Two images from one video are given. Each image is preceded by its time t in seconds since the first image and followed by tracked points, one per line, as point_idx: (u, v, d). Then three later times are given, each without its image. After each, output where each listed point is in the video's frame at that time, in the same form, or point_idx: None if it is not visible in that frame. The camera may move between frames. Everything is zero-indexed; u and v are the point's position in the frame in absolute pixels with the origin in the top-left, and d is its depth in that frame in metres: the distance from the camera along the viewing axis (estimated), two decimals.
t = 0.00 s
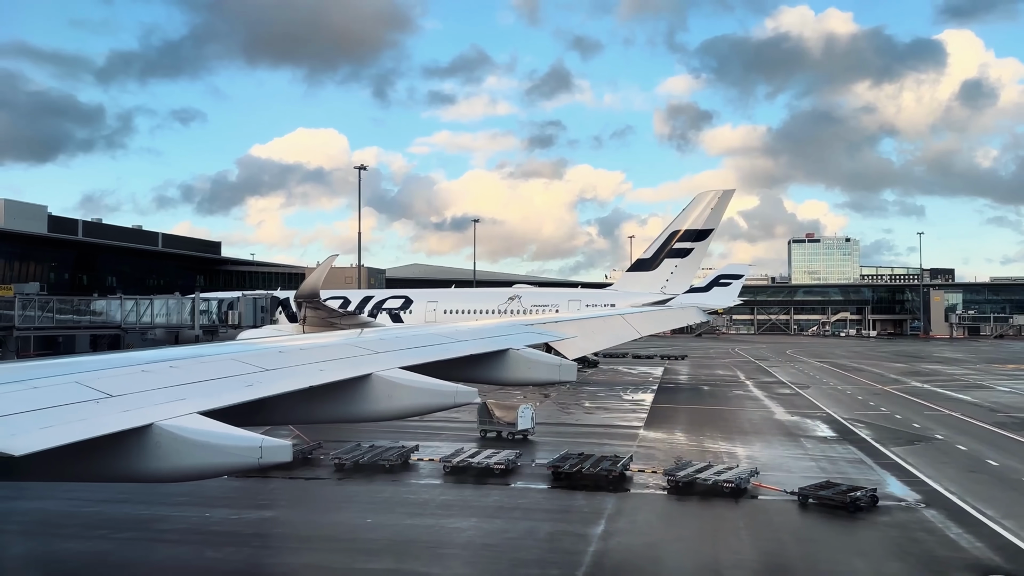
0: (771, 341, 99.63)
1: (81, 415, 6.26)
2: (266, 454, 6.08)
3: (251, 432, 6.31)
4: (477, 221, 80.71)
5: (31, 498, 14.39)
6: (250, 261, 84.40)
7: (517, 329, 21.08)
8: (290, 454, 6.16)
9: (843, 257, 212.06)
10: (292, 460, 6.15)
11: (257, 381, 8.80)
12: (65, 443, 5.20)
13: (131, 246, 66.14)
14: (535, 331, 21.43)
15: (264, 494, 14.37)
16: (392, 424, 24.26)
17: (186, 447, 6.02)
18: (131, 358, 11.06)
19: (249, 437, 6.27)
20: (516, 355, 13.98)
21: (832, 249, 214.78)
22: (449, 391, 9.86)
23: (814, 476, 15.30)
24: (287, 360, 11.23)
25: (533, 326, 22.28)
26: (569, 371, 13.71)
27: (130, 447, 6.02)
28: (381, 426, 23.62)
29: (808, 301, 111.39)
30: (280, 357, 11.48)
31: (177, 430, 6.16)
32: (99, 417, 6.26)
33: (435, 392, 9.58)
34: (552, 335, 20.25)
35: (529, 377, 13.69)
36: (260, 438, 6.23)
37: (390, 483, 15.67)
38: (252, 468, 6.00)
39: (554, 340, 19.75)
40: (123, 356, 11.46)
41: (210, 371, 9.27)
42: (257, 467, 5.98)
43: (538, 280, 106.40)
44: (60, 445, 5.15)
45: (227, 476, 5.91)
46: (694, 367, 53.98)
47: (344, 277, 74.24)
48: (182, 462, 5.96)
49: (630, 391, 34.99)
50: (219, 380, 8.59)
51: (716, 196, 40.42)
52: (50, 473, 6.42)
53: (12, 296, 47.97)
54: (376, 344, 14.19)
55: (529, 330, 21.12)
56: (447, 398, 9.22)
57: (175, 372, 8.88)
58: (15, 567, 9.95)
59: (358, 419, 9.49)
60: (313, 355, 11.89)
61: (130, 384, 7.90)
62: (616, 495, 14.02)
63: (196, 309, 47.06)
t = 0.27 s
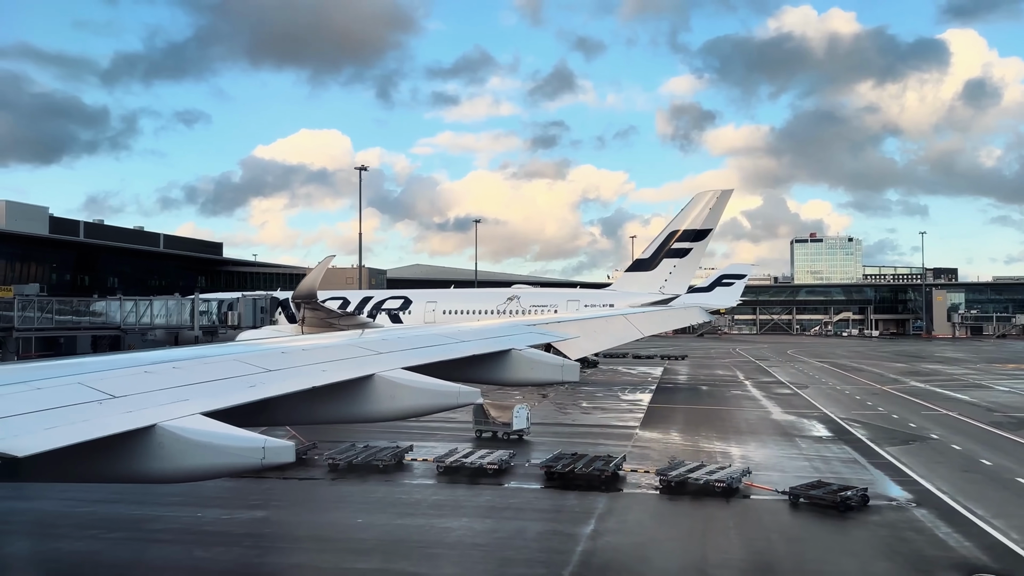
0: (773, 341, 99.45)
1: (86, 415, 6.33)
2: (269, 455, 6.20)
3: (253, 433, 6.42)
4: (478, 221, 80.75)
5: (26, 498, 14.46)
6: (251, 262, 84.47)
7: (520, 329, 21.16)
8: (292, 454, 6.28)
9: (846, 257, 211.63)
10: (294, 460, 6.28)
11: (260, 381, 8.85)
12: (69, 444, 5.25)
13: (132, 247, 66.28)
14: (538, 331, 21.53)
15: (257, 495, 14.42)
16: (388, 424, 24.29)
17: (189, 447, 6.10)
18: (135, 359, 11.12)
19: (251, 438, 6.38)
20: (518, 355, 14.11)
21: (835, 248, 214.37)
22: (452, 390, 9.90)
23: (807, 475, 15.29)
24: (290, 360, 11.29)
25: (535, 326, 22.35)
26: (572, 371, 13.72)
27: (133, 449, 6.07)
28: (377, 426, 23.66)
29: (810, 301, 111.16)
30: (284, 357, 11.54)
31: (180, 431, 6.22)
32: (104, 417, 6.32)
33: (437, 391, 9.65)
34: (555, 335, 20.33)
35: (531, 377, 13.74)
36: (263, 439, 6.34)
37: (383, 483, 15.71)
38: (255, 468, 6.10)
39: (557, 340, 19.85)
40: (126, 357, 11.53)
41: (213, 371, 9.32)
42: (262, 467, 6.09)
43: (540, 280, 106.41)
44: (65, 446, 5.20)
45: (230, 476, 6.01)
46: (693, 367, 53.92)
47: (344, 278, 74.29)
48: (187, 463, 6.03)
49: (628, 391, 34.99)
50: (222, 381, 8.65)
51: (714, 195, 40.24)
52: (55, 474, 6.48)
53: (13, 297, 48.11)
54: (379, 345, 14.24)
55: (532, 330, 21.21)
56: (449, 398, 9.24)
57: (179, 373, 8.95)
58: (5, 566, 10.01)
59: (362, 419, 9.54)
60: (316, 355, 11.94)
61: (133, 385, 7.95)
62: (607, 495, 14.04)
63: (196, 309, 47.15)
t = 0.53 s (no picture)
0: (774, 341, 99.33)
1: (89, 416, 6.35)
2: (272, 455, 6.23)
3: (255, 432, 6.43)
4: (478, 221, 80.75)
5: (20, 498, 14.52)
6: (252, 262, 84.53)
7: (522, 329, 21.14)
8: (295, 453, 6.31)
9: (848, 256, 211.29)
10: (296, 459, 6.32)
11: (263, 381, 8.89)
12: (75, 444, 5.28)
13: (133, 247, 66.40)
14: (539, 330, 21.48)
15: (250, 494, 14.46)
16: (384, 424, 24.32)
17: (192, 448, 6.12)
18: (137, 359, 11.17)
19: (254, 437, 6.40)
20: (520, 354, 14.15)
21: (837, 248, 214.03)
22: (454, 391, 9.98)
23: (799, 475, 15.30)
24: (292, 360, 11.32)
25: (537, 326, 22.36)
26: (574, 370, 13.76)
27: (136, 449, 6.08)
28: (373, 426, 23.70)
29: (812, 300, 110.97)
30: (286, 357, 11.58)
31: (183, 431, 6.23)
32: (107, 417, 6.35)
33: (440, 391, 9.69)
34: (557, 335, 20.30)
35: (534, 377, 13.78)
36: (265, 438, 6.35)
37: (376, 482, 15.75)
38: (259, 468, 6.12)
39: (559, 339, 19.80)
40: (129, 357, 11.56)
41: (215, 371, 9.34)
42: (264, 467, 6.12)
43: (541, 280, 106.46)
44: (71, 445, 5.22)
45: (234, 476, 6.03)
46: (693, 366, 53.89)
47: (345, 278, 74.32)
48: (190, 463, 6.06)
49: (626, 391, 35.01)
50: (225, 381, 8.69)
51: (712, 195, 40.04)
52: (59, 474, 6.50)
53: (14, 298, 48.22)
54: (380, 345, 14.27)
55: (534, 330, 21.18)
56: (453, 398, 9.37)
57: (181, 373, 8.98)
58: None
59: (364, 419, 9.58)
60: (319, 355, 11.97)
61: (136, 385, 7.98)
62: (599, 494, 14.07)
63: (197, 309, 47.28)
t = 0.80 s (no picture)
0: (775, 340, 99.26)
1: (90, 415, 6.37)
2: (274, 454, 6.17)
3: (260, 432, 6.40)
4: (479, 220, 80.76)
5: (13, 498, 14.59)
6: (252, 262, 84.62)
7: (523, 328, 21.00)
8: (298, 453, 6.25)
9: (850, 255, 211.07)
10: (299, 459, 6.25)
11: (264, 381, 8.90)
12: (75, 444, 5.28)
13: (133, 247, 66.52)
14: (541, 330, 21.34)
15: (242, 494, 14.52)
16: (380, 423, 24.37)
17: (195, 447, 6.14)
18: (139, 359, 11.20)
19: (258, 437, 6.37)
20: (522, 356, 13.94)
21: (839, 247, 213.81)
22: (455, 391, 9.93)
23: (790, 474, 15.31)
24: (293, 360, 11.33)
25: (539, 325, 22.29)
26: (575, 371, 13.78)
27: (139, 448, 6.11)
28: (369, 425, 23.75)
29: (814, 300, 110.82)
30: (287, 357, 11.59)
31: (186, 431, 6.25)
32: (108, 417, 6.37)
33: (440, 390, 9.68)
34: (560, 334, 20.20)
35: (535, 376, 13.78)
36: (268, 438, 6.31)
37: (368, 482, 15.80)
38: (260, 467, 6.07)
39: (561, 339, 19.71)
40: (130, 357, 11.59)
41: (216, 371, 9.36)
42: (265, 467, 6.07)
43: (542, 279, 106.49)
44: (71, 446, 5.23)
45: (234, 475, 6.01)
46: (691, 366, 53.91)
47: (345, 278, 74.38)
48: (191, 463, 6.07)
49: (623, 390, 35.04)
50: (226, 381, 8.70)
51: (709, 195, 39.92)
52: (60, 474, 6.53)
53: (14, 298, 48.32)
54: (381, 344, 14.25)
55: (536, 329, 21.02)
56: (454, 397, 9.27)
57: (183, 373, 9.00)
58: None
59: (365, 419, 9.58)
60: (320, 355, 11.99)
61: (136, 385, 8.00)
62: (589, 493, 14.09)
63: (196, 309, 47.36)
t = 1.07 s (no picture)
0: (776, 340, 99.24)
1: (91, 415, 6.39)
2: (275, 454, 6.17)
3: (262, 431, 6.41)
4: (479, 220, 80.72)
5: (8, 496, 14.69)
6: (253, 261, 84.75)
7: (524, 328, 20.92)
8: (298, 453, 6.25)
9: (852, 255, 210.94)
10: (301, 459, 6.26)
11: (266, 380, 8.92)
12: (76, 443, 5.31)
13: (134, 247, 66.71)
14: (542, 329, 21.25)
15: (234, 493, 14.58)
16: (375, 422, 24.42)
17: (196, 447, 6.15)
18: (141, 358, 11.24)
19: (259, 437, 6.37)
20: (522, 355, 13.80)
21: (841, 246, 213.59)
22: (457, 390, 9.99)
23: (782, 473, 15.33)
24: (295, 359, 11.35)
25: (542, 325, 22.26)
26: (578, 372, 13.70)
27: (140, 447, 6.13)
28: (364, 424, 23.79)
29: (815, 299, 110.71)
30: (289, 356, 11.61)
31: (188, 430, 6.26)
32: (110, 417, 6.38)
33: (442, 389, 9.69)
34: (561, 333, 20.15)
35: (535, 376, 13.77)
36: (270, 438, 6.31)
37: (360, 480, 15.86)
38: (261, 467, 6.09)
39: (562, 339, 19.65)
40: (132, 356, 11.61)
41: (218, 370, 9.38)
42: (266, 467, 6.07)
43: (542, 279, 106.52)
44: (72, 445, 5.25)
45: (235, 476, 6.02)
46: (690, 365, 53.99)
47: (346, 278, 74.44)
48: (192, 463, 6.07)
49: (621, 390, 35.07)
50: (227, 380, 8.71)
51: (708, 194, 40.04)
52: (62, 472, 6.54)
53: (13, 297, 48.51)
54: (383, 343, 14.24)
55: (537, 329, 20.96)
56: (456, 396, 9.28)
57: (185, 372, 9.03)
58: None
59: (367, 418, 9.59)
60: (321, 354, 12.00)
61: (138, 384, 8.02)
62: (580, 492, 14.12)
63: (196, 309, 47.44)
